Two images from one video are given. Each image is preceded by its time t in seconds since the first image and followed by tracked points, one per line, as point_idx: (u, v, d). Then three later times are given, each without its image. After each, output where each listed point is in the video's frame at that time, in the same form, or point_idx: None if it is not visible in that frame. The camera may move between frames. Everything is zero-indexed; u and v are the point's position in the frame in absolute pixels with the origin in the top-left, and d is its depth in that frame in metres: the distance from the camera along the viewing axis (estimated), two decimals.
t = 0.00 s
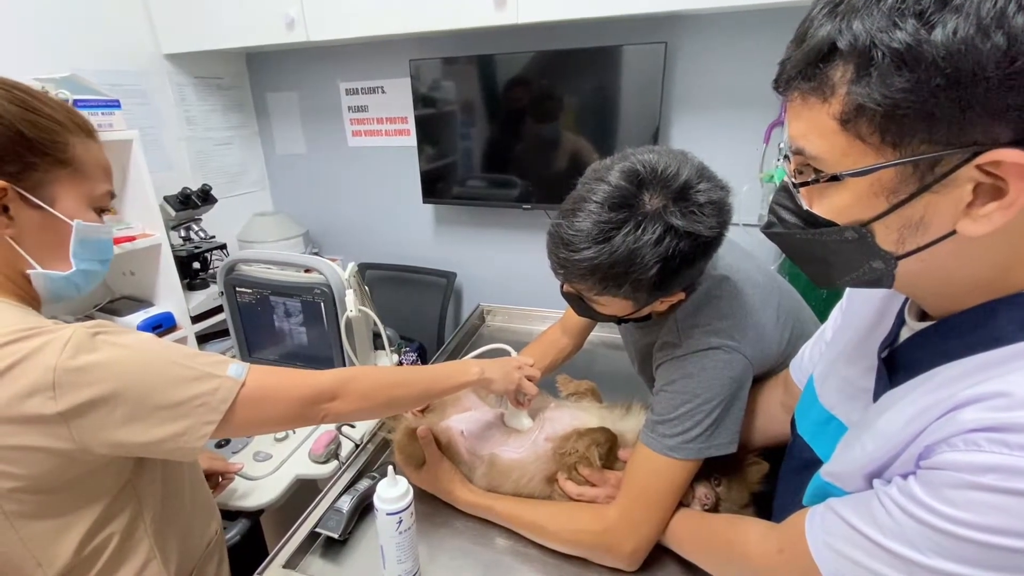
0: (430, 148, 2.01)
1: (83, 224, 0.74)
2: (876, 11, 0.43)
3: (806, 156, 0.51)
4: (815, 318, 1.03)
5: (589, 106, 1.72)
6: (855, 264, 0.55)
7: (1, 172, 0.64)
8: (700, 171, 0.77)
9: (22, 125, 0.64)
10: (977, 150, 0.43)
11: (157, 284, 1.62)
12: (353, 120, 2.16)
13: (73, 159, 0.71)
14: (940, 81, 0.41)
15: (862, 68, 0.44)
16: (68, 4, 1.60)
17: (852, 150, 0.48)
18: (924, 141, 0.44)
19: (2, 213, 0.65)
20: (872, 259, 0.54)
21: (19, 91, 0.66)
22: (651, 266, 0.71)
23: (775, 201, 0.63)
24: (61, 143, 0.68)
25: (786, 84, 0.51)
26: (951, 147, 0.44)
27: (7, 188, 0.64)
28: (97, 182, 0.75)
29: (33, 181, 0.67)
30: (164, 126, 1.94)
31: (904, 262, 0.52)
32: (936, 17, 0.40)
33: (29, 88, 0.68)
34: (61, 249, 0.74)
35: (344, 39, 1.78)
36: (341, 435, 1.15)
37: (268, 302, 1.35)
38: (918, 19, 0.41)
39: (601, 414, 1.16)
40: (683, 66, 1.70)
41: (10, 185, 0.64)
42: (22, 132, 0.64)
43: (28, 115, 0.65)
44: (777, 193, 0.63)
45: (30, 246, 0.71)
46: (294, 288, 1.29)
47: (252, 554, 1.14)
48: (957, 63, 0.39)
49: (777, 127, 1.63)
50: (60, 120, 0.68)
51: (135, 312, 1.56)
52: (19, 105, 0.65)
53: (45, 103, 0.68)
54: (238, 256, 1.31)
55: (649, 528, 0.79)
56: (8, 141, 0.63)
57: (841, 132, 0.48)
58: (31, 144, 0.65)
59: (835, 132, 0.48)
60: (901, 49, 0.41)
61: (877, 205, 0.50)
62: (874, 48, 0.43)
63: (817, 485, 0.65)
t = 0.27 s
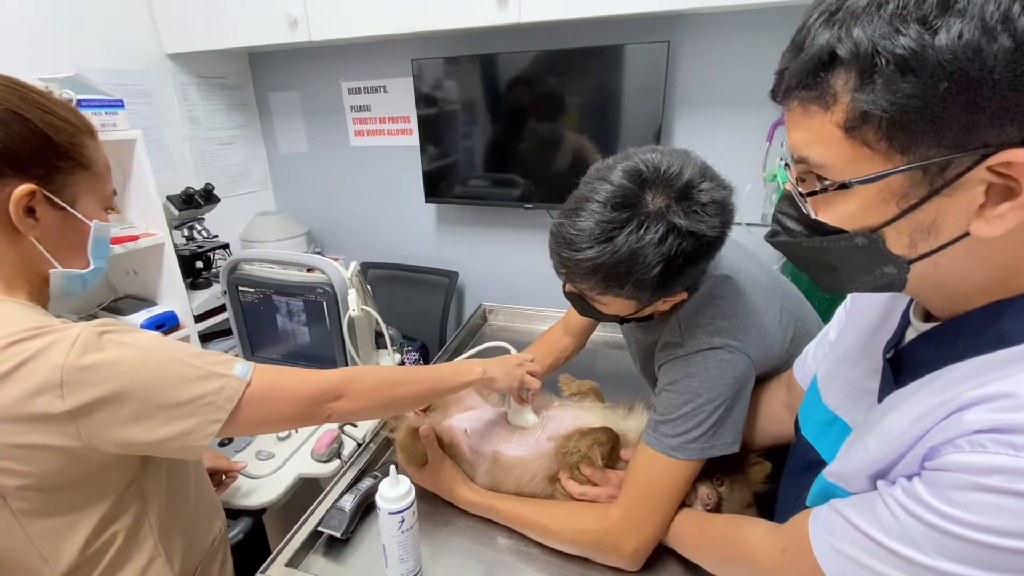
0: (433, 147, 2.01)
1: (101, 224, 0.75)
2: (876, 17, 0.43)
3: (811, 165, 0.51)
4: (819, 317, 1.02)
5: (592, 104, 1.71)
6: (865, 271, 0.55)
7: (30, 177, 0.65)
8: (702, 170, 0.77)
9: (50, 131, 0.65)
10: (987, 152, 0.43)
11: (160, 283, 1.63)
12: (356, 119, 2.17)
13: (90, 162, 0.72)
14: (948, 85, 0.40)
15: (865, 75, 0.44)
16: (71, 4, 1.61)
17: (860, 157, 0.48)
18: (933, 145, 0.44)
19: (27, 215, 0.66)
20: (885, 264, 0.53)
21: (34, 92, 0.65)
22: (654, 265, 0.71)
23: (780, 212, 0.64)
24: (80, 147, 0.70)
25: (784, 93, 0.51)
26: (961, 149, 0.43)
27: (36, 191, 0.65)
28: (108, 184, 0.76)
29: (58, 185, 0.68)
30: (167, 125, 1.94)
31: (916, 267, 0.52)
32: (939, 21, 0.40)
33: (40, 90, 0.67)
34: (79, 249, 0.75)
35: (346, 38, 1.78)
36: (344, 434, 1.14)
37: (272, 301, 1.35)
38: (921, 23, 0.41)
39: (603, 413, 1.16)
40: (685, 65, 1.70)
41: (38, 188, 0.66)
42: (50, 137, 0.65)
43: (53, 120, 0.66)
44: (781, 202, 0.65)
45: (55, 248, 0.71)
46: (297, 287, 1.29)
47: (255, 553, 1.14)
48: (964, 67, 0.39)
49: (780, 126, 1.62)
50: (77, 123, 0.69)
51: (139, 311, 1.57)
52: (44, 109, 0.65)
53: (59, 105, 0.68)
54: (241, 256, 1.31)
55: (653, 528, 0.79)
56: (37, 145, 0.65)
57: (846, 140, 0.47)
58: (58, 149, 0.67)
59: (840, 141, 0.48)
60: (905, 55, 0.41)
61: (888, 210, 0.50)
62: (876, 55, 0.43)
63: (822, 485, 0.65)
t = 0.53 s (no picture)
0: (435, 146, 2.01)
1: (101, 221, 0.75)
2: (882, 20, 0.42)
3: (819, 172, 0.51)
4: (823, 316, 1.02)
5: (595, 103, 1.71)
6: (883, 276, 0.54)
7: (27, 173, 0.65)
8: (706, 167, 0.77)
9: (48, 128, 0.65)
10: (1005, 149, 0.42)
11: (164, 281, 1.63)
12: (359, 118, 2.17)
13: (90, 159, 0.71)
14: (964, 84, 0.40)
15: (875, 79, 0.43)
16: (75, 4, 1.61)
17: (873, 162, 0.47)
18: (948, 145, 0.43)
19: (25, 212, 0.66)
20: (903, 268, 0.52)
21: (34, 90, 0.66)
22: (657, 263, 0.70)
23: (786, 221, 0.64)
24: (79, 143, 0.69)
25: (787, 101, 0.50)
26: (978, 148, 0.43)
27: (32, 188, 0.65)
28: (109, 180, 0.76)
29: (57, 181, 0.68)
30: (171, 124, 1.94)
31: (937, 269, 0.51)
32: (949, 20, 0.39)
33: (42, 88, 0.67)
34: (79, 247, 0.75)
35: (349, 37, 1.78)
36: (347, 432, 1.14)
37: (274, 300, 1.35)
38: (931, 23, 0.40)
39: (606, 412, 1.16)
40: (689, 63, 1.69)
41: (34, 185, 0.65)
42: (48, 134, 0.65)
43: (53, 117, 0.66)
44: (785, 212, 0.64)
45: (51, 245, 0.71)
46: (300, 286, 1.29)
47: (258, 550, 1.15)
48: (980, 64, 0.39)
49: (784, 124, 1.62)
50: (78, 120, 0.69)
51: (143, 310, 1.57)
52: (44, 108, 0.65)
53: (62, 104, 0.69)
54: (244, 254, 1.31)
55: (656, 528, 0.79)
56: (33, 143, 0.64)
57: (858, 145, 0.47)
58: (55, 145, 0.66)
59: (851, 147, 0.47)
60: (916, 56, 0.41)
61: (906, 213, 0.49)
62: (887, 58, 0.42)
63: (826, 486, 0.64)
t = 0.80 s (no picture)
0: (439, 145, 2.01)
1: (89, 215, 0.73)
2: (892, 16, 0.42)
3: (826, 171, 0.50)
4: (827, 316, 1.01)
5: (598, 102, 1.70)
6: (892, 276, 0.53)
7: (4, 166, 0.64)
8: (710, 165, 0.76)
9: (24, 119, 0.64)
10: (1017, 146, 0.42)
11: (168, 279, 1.64)
12: (362, 117, 2.17)
13: (78, 151, 0.70)
14: (978, 79, 0.39)
15: (885, 75, 0.43)
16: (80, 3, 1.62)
17: (882, 160, 0.47)
18: (960, 143, 0.43)
19: (6, 205, 0.66)
20: (912, 268, 0.51)
21: (27, 88, 0.66)
22: (661, 261, 0.70)
23: (790, 221, 0.62)
24: (61, 135, 0.67)
25: (793, 99, 0.49)
26: (990, 146, 0.43)
27: (10, 180, 0.64)
28: (104, 175, 0.74)
29: (38, 174, 0.66)
30: (175, 123, 1.95)
31: (946, 268, 0.50)
32: (961, 15, 0.39)
33: (38, 84, 0.68)
34: (69, 242, 0.74)
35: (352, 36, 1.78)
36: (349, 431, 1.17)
37: (278, 298, 1.36)
38: (943, 19, 0.40)
39: (608, 412, 1.15)
40: (693, 62, 1.68)
41: (12, 177, 0.64)
42: (23, 125, 0.64)
43: (34, 110, 0.65)
44: (790, 211, 0.63)
45: (39, 240, 0.71)
46: (303, 284, 1.29)
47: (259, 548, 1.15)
48: (994, 59, 0.38)
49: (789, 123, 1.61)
50: (62, 112, 0.68)
51: (147, 308, 1.58)
52: (28, 101, 0.65)
53: (51, 98, 0.68)
54: (247, 253, 1.31)
55: (658, 528, 0.79)
56: (11, 134, 0.63)
57: (867, 143, 0.46)
58: (32, 136, 0.65)
59: (860, 144, 0.47)
60: (927, 51, 0.40)
61: (916, 213, 0.48)
62: (897, 54, 0.42)
63: (831, 487, 0.64)
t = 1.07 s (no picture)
0: (443, 144, 2.01)
1: (84, 209, 0.73)
2: (898, 10, 0.41)
3: (832, 167, 0.50)
4: (834, 315, 1.00)
5: (603, 101, 1.70)
6: (898, 273, 0.53)
7: None
8: (715, 163, 0.76)
9: (10, 115, 0.62)
10: None
11: (173, 278, 1.65)
12: (367, 116, 2.17)
13: (69, 144, 0.68)
14: (984, 75, 0.39)
15: (891, 70, 0.42)
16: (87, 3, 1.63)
17: (887, 156, 0.46)
18: (967, 139, 0.42)
19: (2, 203, 0.66)
20: (919, 265, 0.51)
21: (14, 82, 0.65)
22: (666, 260, 0.70)
23: (797, 218, 0.63)
24: (49, 129, 0.66)
25: (799, 94, 0.49)
26: (998, 142, 0.42)
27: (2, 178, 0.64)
28: (97, 166, 0.73)
29: (30, 171, 0.66)
30: (181, 122, 1.96)
31: (953, 267, 0.49)
32: (968, 9, 0.39)
33: (24, 76, 0.66)
34: (67, 237, 0.74)
35: (357, 35, 1.78)
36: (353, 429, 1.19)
37: (282, 297, 1.36)
38: (950, 13, 0.39)
39: (612, 411, 1.15)
40: (698, 60, 1.68)
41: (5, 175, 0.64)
42: (11, 122, 0.63)
43: (21, 105, 0.64)
44: (797, 209, 0.63)
45: (36, 235, 0.71)
46: (307, 282, 1.29)
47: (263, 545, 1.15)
48: (1002, 55, 0.38)
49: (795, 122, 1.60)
50: (50, 105, 0.66)
51: (153, 306, 1.59)
52: (15, 97, 0.64)
53: (40, 91, 0.66)
54: (252, 251, 1.32)
55: (662, 528, 0.78)
56: None
57: (871, 139, 0.46)
58: (21, 132, 0.64)
59: (865, 140, 0.46)
60: (933, 47, 0.40)
61: (922, 209, 0.48)
62: (903, 49, 0.41)
63: (837, 487, 0.63)
